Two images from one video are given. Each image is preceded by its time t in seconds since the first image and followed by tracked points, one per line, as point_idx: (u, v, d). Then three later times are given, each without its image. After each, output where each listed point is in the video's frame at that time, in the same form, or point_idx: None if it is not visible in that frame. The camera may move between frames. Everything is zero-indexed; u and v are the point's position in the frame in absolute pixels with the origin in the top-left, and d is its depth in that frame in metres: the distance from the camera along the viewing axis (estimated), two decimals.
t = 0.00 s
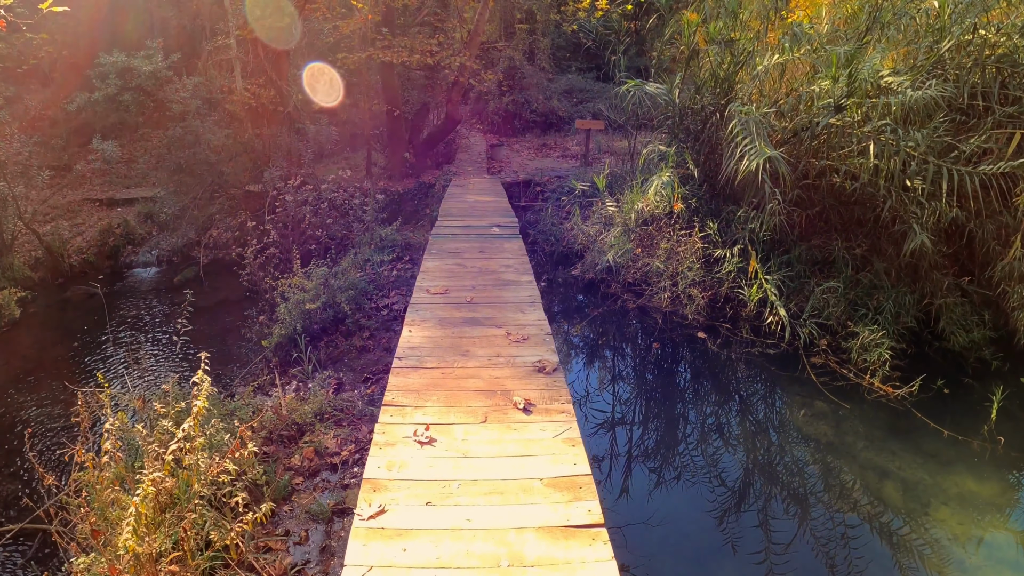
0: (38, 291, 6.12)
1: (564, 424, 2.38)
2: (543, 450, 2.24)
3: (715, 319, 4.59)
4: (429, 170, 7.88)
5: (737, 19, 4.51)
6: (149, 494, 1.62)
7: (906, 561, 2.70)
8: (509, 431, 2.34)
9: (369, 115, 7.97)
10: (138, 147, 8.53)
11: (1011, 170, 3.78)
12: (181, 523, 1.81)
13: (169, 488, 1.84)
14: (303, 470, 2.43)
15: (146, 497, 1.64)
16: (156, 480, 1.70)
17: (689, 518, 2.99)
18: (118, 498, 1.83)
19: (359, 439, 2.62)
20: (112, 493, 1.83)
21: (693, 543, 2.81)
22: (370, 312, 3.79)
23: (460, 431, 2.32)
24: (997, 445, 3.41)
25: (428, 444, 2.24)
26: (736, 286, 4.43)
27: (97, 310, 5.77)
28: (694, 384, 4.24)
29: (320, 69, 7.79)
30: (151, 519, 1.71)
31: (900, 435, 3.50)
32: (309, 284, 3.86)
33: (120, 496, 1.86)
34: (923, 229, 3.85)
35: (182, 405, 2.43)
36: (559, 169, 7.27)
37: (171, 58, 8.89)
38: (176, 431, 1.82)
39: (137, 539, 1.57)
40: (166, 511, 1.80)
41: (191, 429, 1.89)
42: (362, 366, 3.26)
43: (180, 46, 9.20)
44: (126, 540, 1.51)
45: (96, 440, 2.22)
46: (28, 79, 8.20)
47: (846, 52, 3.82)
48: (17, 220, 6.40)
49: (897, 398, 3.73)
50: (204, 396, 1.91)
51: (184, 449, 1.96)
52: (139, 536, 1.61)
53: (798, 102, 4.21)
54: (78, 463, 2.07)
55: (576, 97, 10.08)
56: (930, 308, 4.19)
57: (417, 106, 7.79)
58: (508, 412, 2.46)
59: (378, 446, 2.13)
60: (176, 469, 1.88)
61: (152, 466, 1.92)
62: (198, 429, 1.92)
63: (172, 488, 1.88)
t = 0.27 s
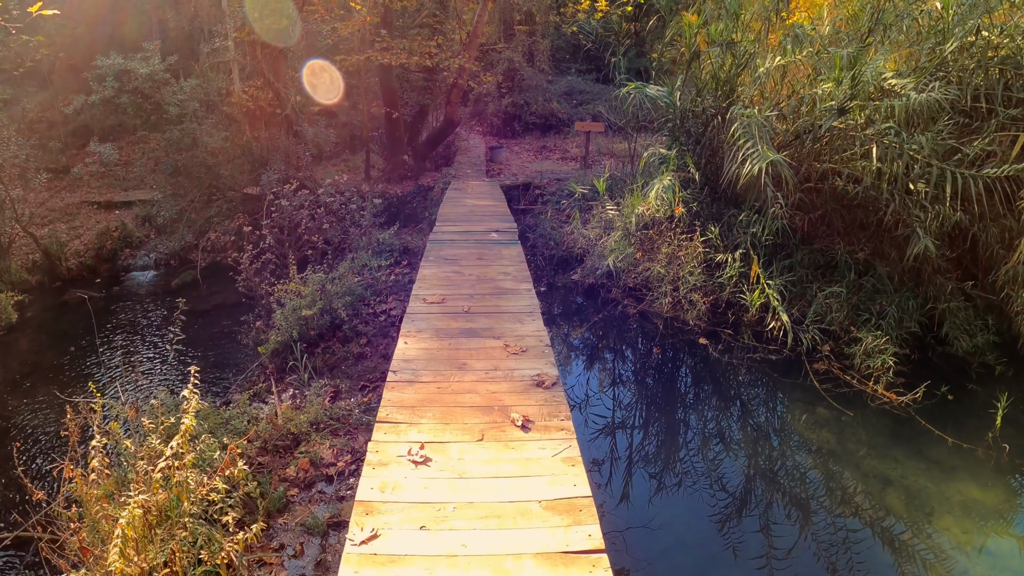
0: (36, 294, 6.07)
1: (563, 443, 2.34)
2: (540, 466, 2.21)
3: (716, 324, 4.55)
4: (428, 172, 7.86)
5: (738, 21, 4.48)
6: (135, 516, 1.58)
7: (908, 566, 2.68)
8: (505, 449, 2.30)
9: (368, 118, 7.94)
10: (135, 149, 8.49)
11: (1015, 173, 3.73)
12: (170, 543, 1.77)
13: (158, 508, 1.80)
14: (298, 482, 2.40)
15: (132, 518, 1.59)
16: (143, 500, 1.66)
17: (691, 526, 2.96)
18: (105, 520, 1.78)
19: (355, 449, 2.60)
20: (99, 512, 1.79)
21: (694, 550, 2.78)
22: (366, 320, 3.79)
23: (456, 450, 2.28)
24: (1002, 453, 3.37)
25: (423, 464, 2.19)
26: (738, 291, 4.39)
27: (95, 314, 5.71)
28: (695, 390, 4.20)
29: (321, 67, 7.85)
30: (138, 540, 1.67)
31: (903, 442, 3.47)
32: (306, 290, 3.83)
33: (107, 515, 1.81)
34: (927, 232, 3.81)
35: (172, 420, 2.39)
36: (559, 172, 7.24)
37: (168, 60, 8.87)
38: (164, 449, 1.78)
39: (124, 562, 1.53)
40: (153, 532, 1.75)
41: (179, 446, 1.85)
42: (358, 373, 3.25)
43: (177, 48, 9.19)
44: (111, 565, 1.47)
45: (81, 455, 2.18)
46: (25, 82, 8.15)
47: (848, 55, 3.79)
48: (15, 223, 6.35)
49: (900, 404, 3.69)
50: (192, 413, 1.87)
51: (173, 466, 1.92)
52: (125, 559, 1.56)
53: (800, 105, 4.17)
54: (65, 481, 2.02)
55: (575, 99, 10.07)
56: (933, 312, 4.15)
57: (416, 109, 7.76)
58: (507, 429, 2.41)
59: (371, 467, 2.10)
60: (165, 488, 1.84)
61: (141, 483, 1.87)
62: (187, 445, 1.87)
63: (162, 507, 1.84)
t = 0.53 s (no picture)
0: (30, 297, 6.01)
1: (563, 458, 2.30)
2: (539, 483, 2.17)
3: (717, 326, 4.52)
4: (426, 173, 7.82)
5: (737, 20, 4.44)
6: (122, 536, 1.53)
7: (909, 568, 2.66)
8: (503, 465, 2.26)
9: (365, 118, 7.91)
10: (130, 151, 8.43)
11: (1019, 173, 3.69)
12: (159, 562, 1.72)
13: (147, 524, 1.75)
14: (293, 491, 2.38)
15: (119, 538, 1.54)
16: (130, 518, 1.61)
17: (691, 529, 2.93)
18: (92, 536, 1.74)
19: (350, 457, 2.58)
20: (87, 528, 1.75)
21: (695, 556, 2.75)
22: (361, 323, 3.78)
23: (452, 465, 2.23)
24: (1005, 456, 3.34)
25: (417, 481, 2.15)
26: (739, 293, 4.35)
27: (90, 317, 5.65)
28: (696, 393, 4.16)
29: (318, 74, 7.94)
30: (126, 560, 1.62)
31: (906, 445, 3.43)
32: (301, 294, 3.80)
33: (94, 531, 1.76)
34: (929, 233, 3.78)
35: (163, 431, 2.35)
36: (557, 172, 7.22)
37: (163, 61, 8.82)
38: (152, 464, 1.73)
39: None
40: (142, 550, 1.70)
41: (167, 461, 1.80)
42: (354, 379, 3.24)
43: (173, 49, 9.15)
44: None
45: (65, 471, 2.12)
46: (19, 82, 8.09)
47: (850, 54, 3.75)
48: (9, 225, 6.29)
49: (903, 407, 3.65)
50: (180, 426, 1.82)
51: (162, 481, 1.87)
52: None
53: (801, 105, 4.14)
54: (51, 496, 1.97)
55: (573, 98, 10.04)
56: (935, 314, 4.12)
57: (413, 109, 7.72)
58: (505, 443, 2.37)
59: (364, 484, 2.05)
60: (154, 503, 1.79)
61: (129, 499, 1.83)
62: (176, 459, 1.82)
63: (151, 523, 1.79)
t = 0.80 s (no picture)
0: (25, 300, 5.96)
1: (565, 471, 2.25)
2: (540, 499, 2.11)
3: (718, 327, 4.48)
4: (423, 173, 7.78)
5: (738, 18, 4.40)
6: (109, 554, 1.49)
7: (911, 569, 2.64)
8: (503, 479, 2.20)
9: (362, 118, 7.86)
10: (127, 151, 8.38)
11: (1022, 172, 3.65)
12: None
13: (135, 540, 1.71)
14: (288, 498, 2.36)
15: (106, 556, 1.50)
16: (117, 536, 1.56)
17: (691, 531, 2.90)
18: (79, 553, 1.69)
19: (347, 463, 2.55)
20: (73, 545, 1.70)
21: (697, 558, 2.71)
22: (358, 326, 3.75)
23: (451, 480, 2.19)
24: (1010, 459, 3.30)
25: (414, 496, 2.09)
26: (740, 294, 4.31)
27: (85, 319, 5.60)
28: (696, 395, 4.12)
29: (318, 77, 7.48)
30: None
31: (909, 448, 3.40)
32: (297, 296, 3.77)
33: (81, 547, 1.72)
34: (932, 233, 3.73)
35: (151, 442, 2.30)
36: (555, 172, 7.18)
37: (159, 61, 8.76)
38: (140, 479, 1.69)
39: None
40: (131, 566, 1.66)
41: (155, 476, 1.75)
42: (351, 383, 3.21)
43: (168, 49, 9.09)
44: None
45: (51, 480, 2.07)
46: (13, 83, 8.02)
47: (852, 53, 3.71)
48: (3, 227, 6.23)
49: (906, 409, 3.61)
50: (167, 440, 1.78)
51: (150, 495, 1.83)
52: None
53: (802, 103, 4.10)
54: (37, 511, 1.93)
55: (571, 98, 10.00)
56: (938, 314, 4.08)
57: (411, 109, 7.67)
58: (504, 455, 2.32)
59: (358, 501, 1.99)
60: (142, 519, 1.75)
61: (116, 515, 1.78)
62: (164, 473, 1.78)
63: (140, 538, 1.75)
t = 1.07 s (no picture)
0: (20, 302, 5.89)
1: (570, 487, 2.19)
2: (545, 518, 2.05)
3: (720, 329, 4.43)
4: (422, 173, 7.74)
5: (740, 17, 4.35)
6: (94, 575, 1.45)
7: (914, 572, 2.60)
8: (506, 497, 2.14)
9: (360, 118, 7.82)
10: (123, 152, 8.32)
11: None
12: None
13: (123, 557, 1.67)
14: (284, 507, 2.32)
15: None
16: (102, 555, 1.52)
17: (692, 532, 2.87)
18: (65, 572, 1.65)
19: (344, 471, 2.51)
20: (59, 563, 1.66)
21: (699, 562, 2.67)
22: (356, 329, 3.71)
23: (450, 497, 2.13)
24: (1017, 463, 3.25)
25: (412, 515, 2.03)
26: (743, 296, 4.26)
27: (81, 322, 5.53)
28: (699, 397, 4.08)
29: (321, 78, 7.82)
30: None
31: (914, 452, 3.35)
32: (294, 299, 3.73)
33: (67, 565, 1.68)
34: (937, 234, 3.69)
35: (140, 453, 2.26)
36: (555, 172, 7.13)
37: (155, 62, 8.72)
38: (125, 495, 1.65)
39: None
40: None
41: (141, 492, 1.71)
42: (348, 388, 3.17)
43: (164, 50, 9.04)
44: None
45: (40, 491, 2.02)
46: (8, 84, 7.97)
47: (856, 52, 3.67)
48: None
49: (912, 413, 3.57)
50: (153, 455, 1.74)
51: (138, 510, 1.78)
52: None
53: (804, 102, 4.05)
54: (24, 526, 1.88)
55: (570, 97, 9.96)
56: (942, 316, 4.04)
57: (409, 108, 7.62)
58: (506, 471, 2.26)
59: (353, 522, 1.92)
60: (130, 535, 1.70)
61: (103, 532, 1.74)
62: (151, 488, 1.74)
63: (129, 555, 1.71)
